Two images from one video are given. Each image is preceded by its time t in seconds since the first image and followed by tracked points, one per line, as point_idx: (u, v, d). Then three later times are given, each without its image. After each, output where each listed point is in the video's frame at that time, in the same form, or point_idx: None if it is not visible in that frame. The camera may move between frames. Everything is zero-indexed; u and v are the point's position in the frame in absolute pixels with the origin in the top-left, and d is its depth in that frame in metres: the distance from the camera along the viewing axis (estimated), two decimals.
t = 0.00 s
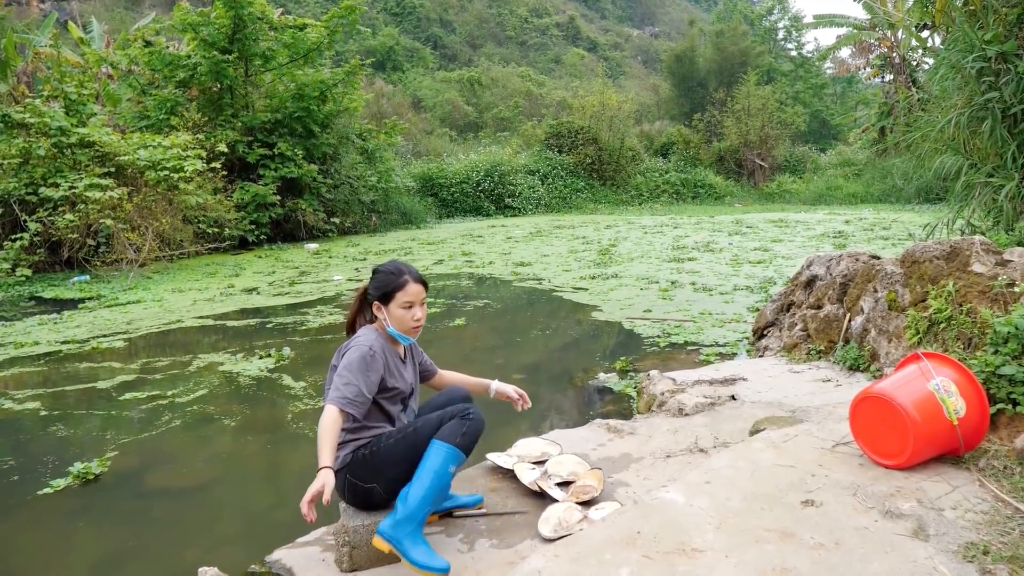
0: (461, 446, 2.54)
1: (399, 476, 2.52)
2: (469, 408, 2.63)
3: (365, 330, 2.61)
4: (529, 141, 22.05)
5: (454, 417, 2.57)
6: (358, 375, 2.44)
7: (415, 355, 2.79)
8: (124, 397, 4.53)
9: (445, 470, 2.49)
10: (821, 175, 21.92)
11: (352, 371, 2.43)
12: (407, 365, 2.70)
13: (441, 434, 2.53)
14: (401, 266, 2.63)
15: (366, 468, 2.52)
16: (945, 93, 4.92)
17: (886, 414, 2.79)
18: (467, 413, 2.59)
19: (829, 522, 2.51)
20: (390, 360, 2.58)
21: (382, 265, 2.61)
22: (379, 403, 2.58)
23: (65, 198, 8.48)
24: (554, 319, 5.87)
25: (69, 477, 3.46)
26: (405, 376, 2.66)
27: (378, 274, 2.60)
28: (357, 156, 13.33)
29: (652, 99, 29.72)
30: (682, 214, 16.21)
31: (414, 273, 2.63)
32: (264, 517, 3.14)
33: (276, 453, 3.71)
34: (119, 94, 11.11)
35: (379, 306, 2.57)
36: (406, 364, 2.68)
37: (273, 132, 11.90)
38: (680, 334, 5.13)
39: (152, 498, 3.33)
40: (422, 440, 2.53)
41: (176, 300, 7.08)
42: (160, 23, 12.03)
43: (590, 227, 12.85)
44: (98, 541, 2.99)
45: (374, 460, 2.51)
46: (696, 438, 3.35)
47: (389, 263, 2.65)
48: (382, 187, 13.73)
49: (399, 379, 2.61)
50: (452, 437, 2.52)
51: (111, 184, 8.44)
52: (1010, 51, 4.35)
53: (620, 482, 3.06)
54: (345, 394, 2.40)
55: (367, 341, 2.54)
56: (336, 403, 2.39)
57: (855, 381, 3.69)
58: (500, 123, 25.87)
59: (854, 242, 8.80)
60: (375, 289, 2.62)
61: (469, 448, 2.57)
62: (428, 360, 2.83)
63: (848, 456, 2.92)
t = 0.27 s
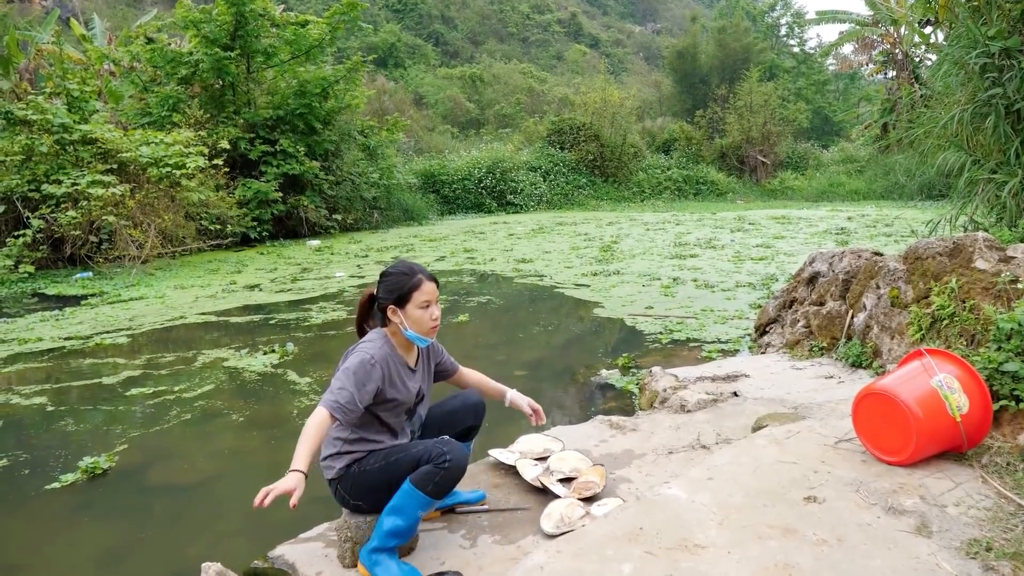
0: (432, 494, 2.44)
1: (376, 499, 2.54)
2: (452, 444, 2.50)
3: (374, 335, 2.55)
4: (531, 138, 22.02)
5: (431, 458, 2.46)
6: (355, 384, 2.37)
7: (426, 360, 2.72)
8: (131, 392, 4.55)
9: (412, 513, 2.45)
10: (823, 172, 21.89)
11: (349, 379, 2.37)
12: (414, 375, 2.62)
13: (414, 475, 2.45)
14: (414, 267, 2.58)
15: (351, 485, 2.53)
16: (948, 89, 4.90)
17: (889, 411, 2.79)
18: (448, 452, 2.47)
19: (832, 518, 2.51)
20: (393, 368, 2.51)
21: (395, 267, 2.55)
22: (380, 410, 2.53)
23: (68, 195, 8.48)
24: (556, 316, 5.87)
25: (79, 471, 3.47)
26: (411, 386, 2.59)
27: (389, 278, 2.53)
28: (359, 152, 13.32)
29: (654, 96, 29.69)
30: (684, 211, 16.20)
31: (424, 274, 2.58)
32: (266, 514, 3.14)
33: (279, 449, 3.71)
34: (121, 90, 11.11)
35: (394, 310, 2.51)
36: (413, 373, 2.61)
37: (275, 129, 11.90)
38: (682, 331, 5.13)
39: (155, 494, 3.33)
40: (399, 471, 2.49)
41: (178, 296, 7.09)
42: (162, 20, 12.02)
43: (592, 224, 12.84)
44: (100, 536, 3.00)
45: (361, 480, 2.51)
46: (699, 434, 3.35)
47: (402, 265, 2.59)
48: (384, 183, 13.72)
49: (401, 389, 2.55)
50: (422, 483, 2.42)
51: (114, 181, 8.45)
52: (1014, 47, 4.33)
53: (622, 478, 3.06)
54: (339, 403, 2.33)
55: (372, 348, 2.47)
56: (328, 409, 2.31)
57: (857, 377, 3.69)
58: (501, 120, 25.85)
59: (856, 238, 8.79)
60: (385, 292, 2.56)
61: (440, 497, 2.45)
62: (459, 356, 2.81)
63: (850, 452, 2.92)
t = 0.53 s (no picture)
0: (436, 495, 2.44)
1: (380, 504, 2.54)
2: (449, 445, 2.49)
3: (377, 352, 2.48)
4: (534, 135, 22.01)
5: (430, 462, 2.45)
6: (350, 414, 2.31)
7: (432, 375, 2.65)
8: (139, 387, 4.57)
9: (416, 514, 2.47)
10: (827, 169, 21.84)
11: (344, 408, 2.31)
12: (416, 394, 2.56)
13: (415, 478, 2.45)
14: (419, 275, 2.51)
15: (355, 493, 2.55)
16: (954, 85, 4.89)
17: (895, 408, 2.78)
18: (444, 453, 2.46)
19: (837, 515, 2.51)
20: (391, 392, 2.45)
21: (400, 278, 2.46)
22: (376, 431, 2.49)
23: (73, 192, 8.50)
24: (560, 312, 5.86)
25: (91, 466, 3.49)
26: (411, 408, 2.53)
27: (396, 289, 2.44)
28: (363, 149, 13.33)
29: (658, 92, 29.64)
30: (688, 207, 16.18)
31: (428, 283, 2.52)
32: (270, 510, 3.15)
33: (284, 445, 3.72)
34: (125, 87, 11.14)
35: (406, 324, 2.42)
36: (416, 394, 2.55)
37: (279, 126, 11.91)
38: (686, 328, 5.12)
39: (161, 489, 3.34)
40: (400, 476, 2.48)
41: (182, 293, 7.10)
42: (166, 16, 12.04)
43: (596, 220, 12.84)
44: (106, 532, 3.01)
45: (364, 488, 2.52)
46: (703, 431, 3.35)
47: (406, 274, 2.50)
48: (388, 180, 13.72)
49: (400, 411, 2.49)
50: (425, 485, 2.43)
51: (119, 178, 8.47)
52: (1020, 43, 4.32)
53: (627, 474, 3.06)
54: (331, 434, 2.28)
55: (372, 374, 2.40)
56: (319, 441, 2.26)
57: (862, 374, 3.68)
58: (505, 117, 25.84)
59: (861, 235, 8.77)
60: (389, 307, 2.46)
61: (444, 496, 2.46)
62: (478, 365, 2.71)
63: (855, 449, 2.92)
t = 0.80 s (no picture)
0: (442, 488, 2.46)
1: (385, 500, 2.55)
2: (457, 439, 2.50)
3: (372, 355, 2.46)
4: (540, 131, 21.99)
5: (437, 457, 2.47)
6: (340, 422, 2.33)
7: (431, 375, 2.63)
8: (150, 381, 4.61)
9: (422, 508, 2.48)
10: (833, 165, 21.77)
11: (334, 417, 2.33)
12: (413, 396, 2.55)
13: (422, 473, 2.47)
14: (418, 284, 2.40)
15: (359, 490, 2.55)
16: (962, 81, 4.86)
17: (901, 404, 2.78)
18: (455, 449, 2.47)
19: (843, 511, 2.51)
20: (384, 396, 2.45)
21: (395, 284, 2.39)
22: (374, 434, 2.51)
23: (80, 188, 8.52)
24: (565, 308, 5.86)
25: (102, 459, 3.51)
26: (408, 411, 2.53)
27: (385, 296, 2.39)
28: (368, 145, 13.33)
29: (664, 88, 29.58)
30: (694, 204, 16.13)
31: (425, 294, 2.39)
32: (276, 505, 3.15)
33: (290, 440, 3.73)
34: (131, 83, 11.16)
35: (391, 332, 2.38)
36: (412, 396, 2.54)
37: (285, 122, 11.91)
38: (692, 324, 5.11)
39: (167, 483, 3.36)
40: (406, 472, 2.50)
41: (188, 289, 7.11)
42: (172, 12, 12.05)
43: (602, 217, 12.81)
44: (115, 526, 3.02)
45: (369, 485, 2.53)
46: (709, 427, 3.35)
47: (405, 281, 2.42)
48: (394, 176, 13.71)
49: (396, 414, 2.50)
50: (432, 479, 2.45)
51: (125, 174, 8.49)
52: None
53: (632, 470, 3.06)
54: (323, 443, 2.31)
55: (362, 381, 2.40)
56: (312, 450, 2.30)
57: (868, 371, 3.67)
58: (511, 113, 25.81)
59: (867, 232, 8.74)
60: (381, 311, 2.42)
61: (451, 490, 2.48)
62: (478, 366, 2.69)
63: (861, 445, 2.91)
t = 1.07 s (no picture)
0: (442, 481, 2.48)
1: (388, 494, 2.57)
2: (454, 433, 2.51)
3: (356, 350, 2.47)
4: (545, 126, 21.97)
5: (436, 451, 2.48)
6: (328, 423, 2.33)
7: (425, 371, 2.61)
8: (160, 374, 4.63)
9: (423, 502, 2.49)
10: (839, 161, 21.68)
11: (323, 419, 2.33)
12: (406, 394, 2.53)
13: (422, 467, 2.48)
14: (393, 293, 2.28)
15: (362, 485, 2.57)
16: (970, 76, 4.84)
17: (907, 399, 2.77)
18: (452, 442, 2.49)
19: (849, 506, 2.51)
20: (373, 395, 2.44)
21: (378, 282, 2.34)
22: (368, 431, 2.52)
23: (86, 182, 8.54)
24: (570, 304, 5.86)
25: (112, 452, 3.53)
26: (401, 409, 2.52)
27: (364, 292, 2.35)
28: (374, 140, 13.32)
29: (669, 84, 29.51)
30: (700, 199, 16.10)
31: (391, 306, 2.27)
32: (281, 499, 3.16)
33: (296, 434, 3.74)
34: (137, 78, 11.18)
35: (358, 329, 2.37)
36: (405, 393, 2.53)
37: (291, 117, 11.92)
38: (697, 319, 5.11)
39: (173, 477, 3.37)
40: (406, 467, 2.51)
41: (194, 283, 7.13)
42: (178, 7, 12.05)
43: (607, 212, 12.79)
44: (121, 520, 3.04)
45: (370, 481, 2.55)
46: (714, 422, 3.35)
47: (389, 283, 2.32)
48: (399, 171, 13.71)
49: (388, 412, 2.49)
50: (432, 473, 2.46)
51: (131, 168, 8.51)
52: None
53: (637, 465, 3.06)
54: (316, 445, 2.31)
55: (349, 381, 2.38)
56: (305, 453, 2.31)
57: (874, 366, 3.67)
58: (516, 108, 25.79)
59: (874, 227, 8.71)
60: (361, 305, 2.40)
61: (451, 483, 2.50)
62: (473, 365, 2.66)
63: (867, 441, 2.91)
